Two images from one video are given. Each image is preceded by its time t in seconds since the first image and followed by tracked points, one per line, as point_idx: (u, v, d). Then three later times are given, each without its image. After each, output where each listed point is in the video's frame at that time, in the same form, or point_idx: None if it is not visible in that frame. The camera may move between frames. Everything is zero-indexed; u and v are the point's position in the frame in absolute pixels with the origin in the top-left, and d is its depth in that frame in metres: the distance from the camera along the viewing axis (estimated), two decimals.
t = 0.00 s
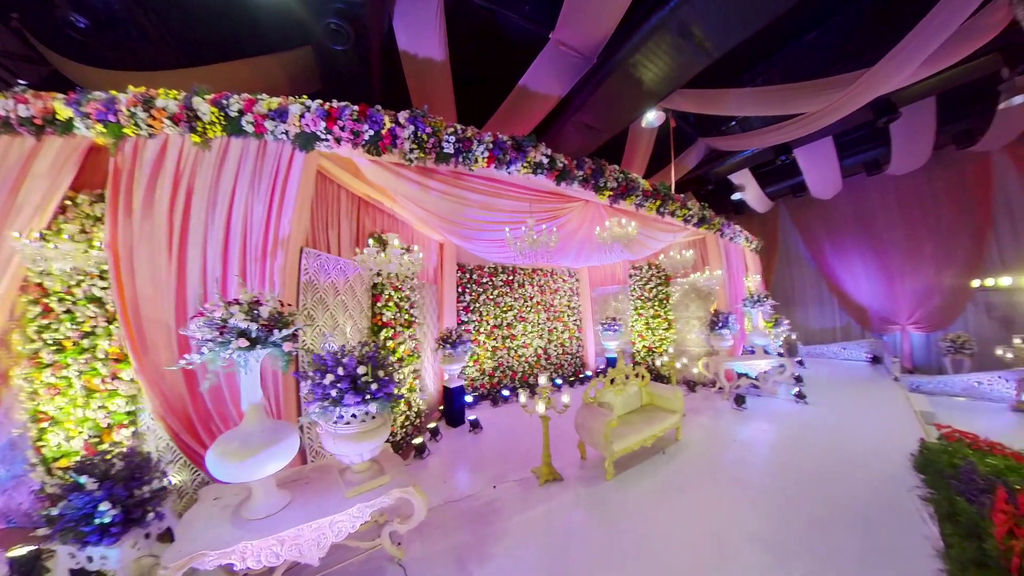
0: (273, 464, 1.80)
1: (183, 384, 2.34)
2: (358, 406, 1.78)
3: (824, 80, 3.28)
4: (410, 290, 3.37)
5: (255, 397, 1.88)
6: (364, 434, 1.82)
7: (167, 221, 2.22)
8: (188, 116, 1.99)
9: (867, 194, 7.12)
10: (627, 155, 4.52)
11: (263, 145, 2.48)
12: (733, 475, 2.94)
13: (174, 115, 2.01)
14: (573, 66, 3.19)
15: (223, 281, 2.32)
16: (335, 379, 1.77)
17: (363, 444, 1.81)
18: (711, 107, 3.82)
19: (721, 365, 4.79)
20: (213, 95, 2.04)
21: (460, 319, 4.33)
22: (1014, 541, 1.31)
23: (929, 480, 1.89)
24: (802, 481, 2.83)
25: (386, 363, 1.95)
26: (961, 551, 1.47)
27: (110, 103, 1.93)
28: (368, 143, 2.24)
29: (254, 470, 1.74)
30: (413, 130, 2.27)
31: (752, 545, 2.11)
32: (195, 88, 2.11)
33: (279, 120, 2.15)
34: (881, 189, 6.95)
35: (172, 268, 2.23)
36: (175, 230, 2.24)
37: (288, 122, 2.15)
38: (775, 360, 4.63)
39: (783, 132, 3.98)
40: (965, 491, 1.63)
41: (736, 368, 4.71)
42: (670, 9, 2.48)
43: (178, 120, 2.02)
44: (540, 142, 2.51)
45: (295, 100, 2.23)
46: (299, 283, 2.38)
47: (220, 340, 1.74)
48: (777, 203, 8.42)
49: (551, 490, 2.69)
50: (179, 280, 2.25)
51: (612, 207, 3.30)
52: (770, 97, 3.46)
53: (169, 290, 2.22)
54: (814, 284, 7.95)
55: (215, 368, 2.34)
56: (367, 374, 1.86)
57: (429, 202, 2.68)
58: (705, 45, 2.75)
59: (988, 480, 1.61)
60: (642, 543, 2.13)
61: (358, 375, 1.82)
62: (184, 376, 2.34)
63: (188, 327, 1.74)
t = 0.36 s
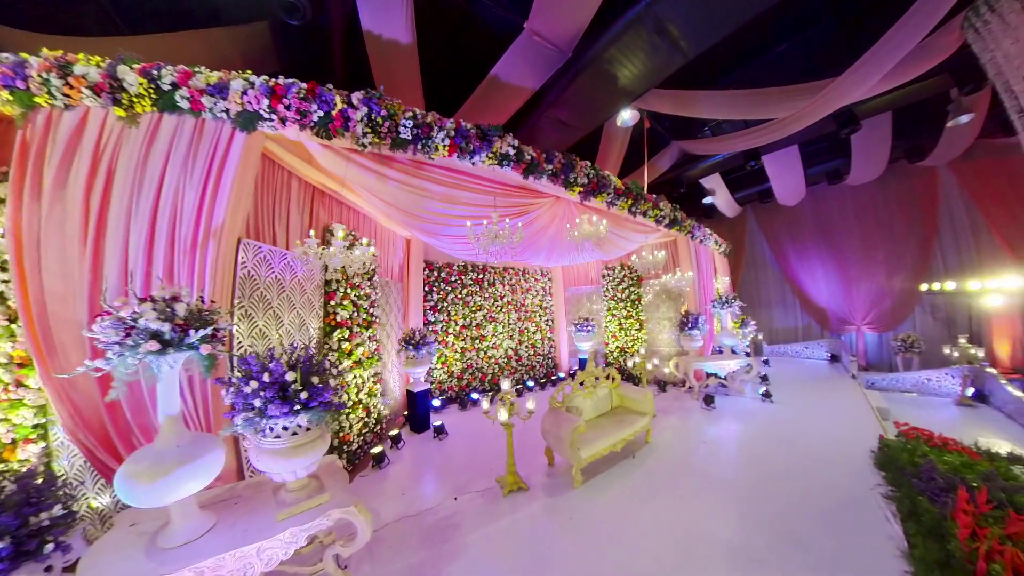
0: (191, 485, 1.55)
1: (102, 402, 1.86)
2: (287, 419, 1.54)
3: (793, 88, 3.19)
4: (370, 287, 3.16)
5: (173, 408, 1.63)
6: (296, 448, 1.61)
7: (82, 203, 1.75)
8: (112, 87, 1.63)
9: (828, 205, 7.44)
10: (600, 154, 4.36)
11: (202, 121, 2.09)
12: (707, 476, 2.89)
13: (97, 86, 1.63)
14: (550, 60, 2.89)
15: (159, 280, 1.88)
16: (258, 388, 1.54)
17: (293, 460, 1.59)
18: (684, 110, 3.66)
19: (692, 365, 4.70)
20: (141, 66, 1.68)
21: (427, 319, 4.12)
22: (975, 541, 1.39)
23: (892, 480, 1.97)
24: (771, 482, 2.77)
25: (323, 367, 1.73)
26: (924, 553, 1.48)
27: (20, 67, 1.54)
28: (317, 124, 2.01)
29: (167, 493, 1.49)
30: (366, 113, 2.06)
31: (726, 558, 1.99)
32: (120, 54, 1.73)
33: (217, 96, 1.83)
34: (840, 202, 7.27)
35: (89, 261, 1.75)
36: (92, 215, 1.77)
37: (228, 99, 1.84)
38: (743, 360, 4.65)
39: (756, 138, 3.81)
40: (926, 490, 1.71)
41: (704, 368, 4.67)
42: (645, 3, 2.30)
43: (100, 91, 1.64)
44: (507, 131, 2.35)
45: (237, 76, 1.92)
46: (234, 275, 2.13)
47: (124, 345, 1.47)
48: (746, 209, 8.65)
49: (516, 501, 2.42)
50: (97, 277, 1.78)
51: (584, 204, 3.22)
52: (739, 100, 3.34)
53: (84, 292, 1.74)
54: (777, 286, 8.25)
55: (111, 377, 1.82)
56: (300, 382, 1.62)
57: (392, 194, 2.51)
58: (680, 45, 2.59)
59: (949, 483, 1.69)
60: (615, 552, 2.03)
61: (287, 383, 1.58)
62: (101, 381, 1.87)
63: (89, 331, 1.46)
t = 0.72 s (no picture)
0: (130, 499, 1.38)
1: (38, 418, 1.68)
2: (231, 428, 1.45)
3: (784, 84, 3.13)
4: (346, 285, 3.00)
5: (110, 416, 1.47)
6: (240, 460, 1.49)
7: (22, 190, 1.51)
8: (59, 70, 1.45)
9: (817, 207, 7.37)
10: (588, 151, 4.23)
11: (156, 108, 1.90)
12: (697, 485, 2.76)
13: (42, 67, 1.44)
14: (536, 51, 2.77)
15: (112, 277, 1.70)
16: (200, 395, 1.42)
17: (237, 473, 1.47)
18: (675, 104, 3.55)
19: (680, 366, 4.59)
20: (92, 47, 1.51)
21: (409, 319, 3.99)
22: (977, 562, 1.38)
23: (891, 490, 2.06)
24: (761, 490, 2.67)
25: (273, 372, 1.60)
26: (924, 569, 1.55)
27: None
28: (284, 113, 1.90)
29: (100, 509, 1.32)
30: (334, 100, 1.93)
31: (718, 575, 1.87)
32: (68, 35, 1.56)
33: (172, 81, 1.67)
34: (828, 203, 7.22)
35: (30, 256, 1.51)
36: (33, 203, 1.53)
37: (185, 84, 1.69)
38: (732, 362, 4.57)
39: (748, 136, 3.73)
40: (923, 502, 1.76)
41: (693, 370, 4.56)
42: None
43: (45, 73, 1.46)
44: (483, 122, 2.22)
45: (196, 59, 1.76)
46: (191, 267, 1.97)
47: (48, 345, 1.33)
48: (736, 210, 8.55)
49: (495, 511, 2.27)
50: (39, 274, 1.53)
51: (568, 199, 3.12)
52: (729, 97, 3.27)
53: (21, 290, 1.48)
54: (766, 286, 8.20)
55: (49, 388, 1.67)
56: (247, 388, 1.49)
57: (363, 186, 2.40)
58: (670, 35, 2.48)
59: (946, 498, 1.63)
60: (595, 567, 1.89)
61: (232, 389, 1.48)
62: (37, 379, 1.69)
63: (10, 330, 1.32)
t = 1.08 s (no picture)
0: (96, 500, 1.35)
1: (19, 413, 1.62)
2: (201, 430, 1.42)
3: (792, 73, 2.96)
4: (336, 284, 2.98)
5: (81, 414, 1.45)
6: (212, 463, 1.46)
7: (7, 188, 1.48)
8: (42, 70, 1.47)
9: (828, 204, 6.88)
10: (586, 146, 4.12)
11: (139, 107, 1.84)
12: (696, 495, 2.62)
13: (28, 71, 1.45)
14: (529, 44, 2.69)
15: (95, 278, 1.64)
16: (167, 395, 1.40)
17: (208, 476, 1.44)
18: (677, 96, 3.41)
19: (684, 370, 4.40)
20: (73, 47, 1.52)
21: (404, 319, 3.94)
22: None
23: (910, 512, 1.90)
24: (767, 504, 2.52)
25: (242, 373, 1.56)
26: None
27: None
28: (263, 111, 1.86)
29: (64, 508, 1.29)
30: (313, 94, 1.88)
31: None
32: (52, 37, 1.58)
33: (152, 80, 1.65)
34: (840, 199, 6.71)
35: (14, 254, 1.49)
36: (16, 200, 1.50)
37: (164, 83, 1.66)
38: (738, 365, 4.38)
39: (756, 127, 3.55)
40: (945, 528, 1.63)
41: (697, 373, 4.39)
42: None
43: (30, 76, 1.46)
44: (469, 115, 2.18)
45: (177, 59, 1.75)
46: (171, 265, 1.91)
47: (17, 344, 1.30)
48: (741, 206, 8.07)
49: (480, 521, 2.18)
50: (21, 272, 1.51)
51: (562, 194, 3.03)
52: (734, 85, 3.07)
53: (2, 289, 1.46)
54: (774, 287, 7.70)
55: (23, 386, 1.59)
56: (214, 393, 1.45)
57: (346, 183, 2.38)
58: (669, 23, 2.38)
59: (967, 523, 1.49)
60: None
61: (201, 390, 1.45)
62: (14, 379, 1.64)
63: None
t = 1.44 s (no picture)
0: (70, 493, 1.36)
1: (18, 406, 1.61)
2: (172, 428, 1.43)
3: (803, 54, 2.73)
4: (330, 284, 3.00)
5: (62, 409, 1.46)
6: (183, 460, 1.46)
7: (7, 188, 1.54)
8: (36, 82, 1.53)
9: (844, 199, 6.37)
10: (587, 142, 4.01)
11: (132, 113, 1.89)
12: (696, 507, 2.47)
13: (25, 82, 1.53)
14: (520, 34, 2.61)
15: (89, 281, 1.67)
16: (139, 393, 1.41)
17: (179, 473, 1.44)
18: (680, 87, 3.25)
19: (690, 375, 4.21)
20: (65, 58, 1.58)
21: (402, 319, 3.95)
22: None
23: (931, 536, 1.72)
24: (772, 519, 2.35)
25: (214, 373, 1.55)
26: None
27: None
28: (247, 114, 1.87)
29: (37, 499, 1.31)
30: (294, 95, 1.88)
31: None
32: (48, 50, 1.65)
33: (139, 86, 1.68)
34: (856, 193, 6.22)
35: (10, 254, 1.53)
36: (16, 200, 1.56)
37: (150, 89, 1.69)
38: (748, 369, 4.17)
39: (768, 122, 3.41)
40: (979, 567, 1.35)
41: (704, 377, 4.20)
42: None
43: (27, 86, 1.54)
44: (453, 109, 2.13)
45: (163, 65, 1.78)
46: (160, 266, 1.94)
47: None
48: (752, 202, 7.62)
49: (463, 528, 2.11)
50: (18, 273, 1.56)
51: (556, 190, 2.93)
52: (739, 70, 2.88)
53: None
54: (787, 286, 7.18)
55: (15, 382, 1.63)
56: (184, 393, 1.44)
57: (333, 183, 2.38)
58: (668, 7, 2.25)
59: (994, 555, 1.32)
60: None
61: (173, 389, 1.45)
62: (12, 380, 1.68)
63: None
